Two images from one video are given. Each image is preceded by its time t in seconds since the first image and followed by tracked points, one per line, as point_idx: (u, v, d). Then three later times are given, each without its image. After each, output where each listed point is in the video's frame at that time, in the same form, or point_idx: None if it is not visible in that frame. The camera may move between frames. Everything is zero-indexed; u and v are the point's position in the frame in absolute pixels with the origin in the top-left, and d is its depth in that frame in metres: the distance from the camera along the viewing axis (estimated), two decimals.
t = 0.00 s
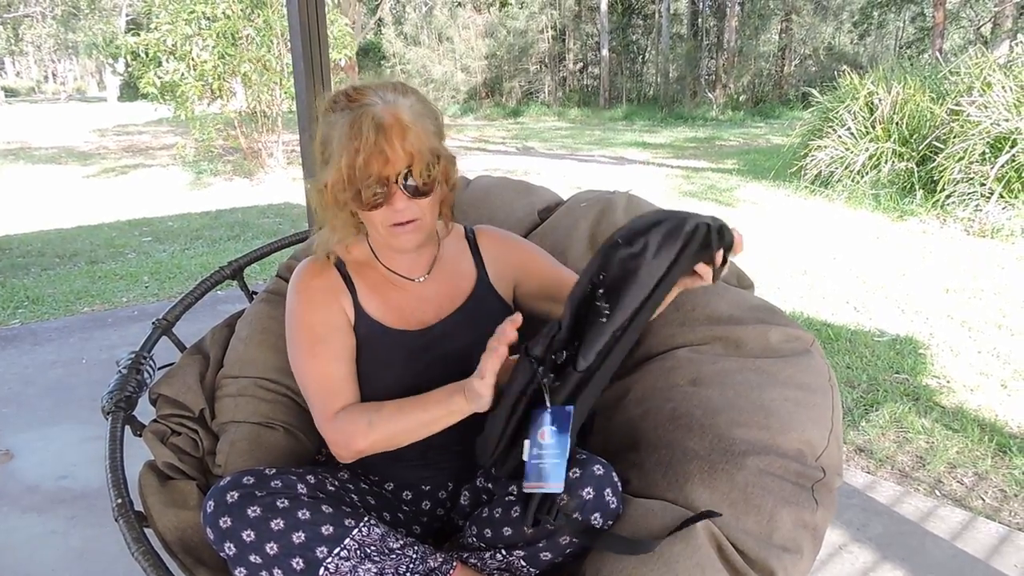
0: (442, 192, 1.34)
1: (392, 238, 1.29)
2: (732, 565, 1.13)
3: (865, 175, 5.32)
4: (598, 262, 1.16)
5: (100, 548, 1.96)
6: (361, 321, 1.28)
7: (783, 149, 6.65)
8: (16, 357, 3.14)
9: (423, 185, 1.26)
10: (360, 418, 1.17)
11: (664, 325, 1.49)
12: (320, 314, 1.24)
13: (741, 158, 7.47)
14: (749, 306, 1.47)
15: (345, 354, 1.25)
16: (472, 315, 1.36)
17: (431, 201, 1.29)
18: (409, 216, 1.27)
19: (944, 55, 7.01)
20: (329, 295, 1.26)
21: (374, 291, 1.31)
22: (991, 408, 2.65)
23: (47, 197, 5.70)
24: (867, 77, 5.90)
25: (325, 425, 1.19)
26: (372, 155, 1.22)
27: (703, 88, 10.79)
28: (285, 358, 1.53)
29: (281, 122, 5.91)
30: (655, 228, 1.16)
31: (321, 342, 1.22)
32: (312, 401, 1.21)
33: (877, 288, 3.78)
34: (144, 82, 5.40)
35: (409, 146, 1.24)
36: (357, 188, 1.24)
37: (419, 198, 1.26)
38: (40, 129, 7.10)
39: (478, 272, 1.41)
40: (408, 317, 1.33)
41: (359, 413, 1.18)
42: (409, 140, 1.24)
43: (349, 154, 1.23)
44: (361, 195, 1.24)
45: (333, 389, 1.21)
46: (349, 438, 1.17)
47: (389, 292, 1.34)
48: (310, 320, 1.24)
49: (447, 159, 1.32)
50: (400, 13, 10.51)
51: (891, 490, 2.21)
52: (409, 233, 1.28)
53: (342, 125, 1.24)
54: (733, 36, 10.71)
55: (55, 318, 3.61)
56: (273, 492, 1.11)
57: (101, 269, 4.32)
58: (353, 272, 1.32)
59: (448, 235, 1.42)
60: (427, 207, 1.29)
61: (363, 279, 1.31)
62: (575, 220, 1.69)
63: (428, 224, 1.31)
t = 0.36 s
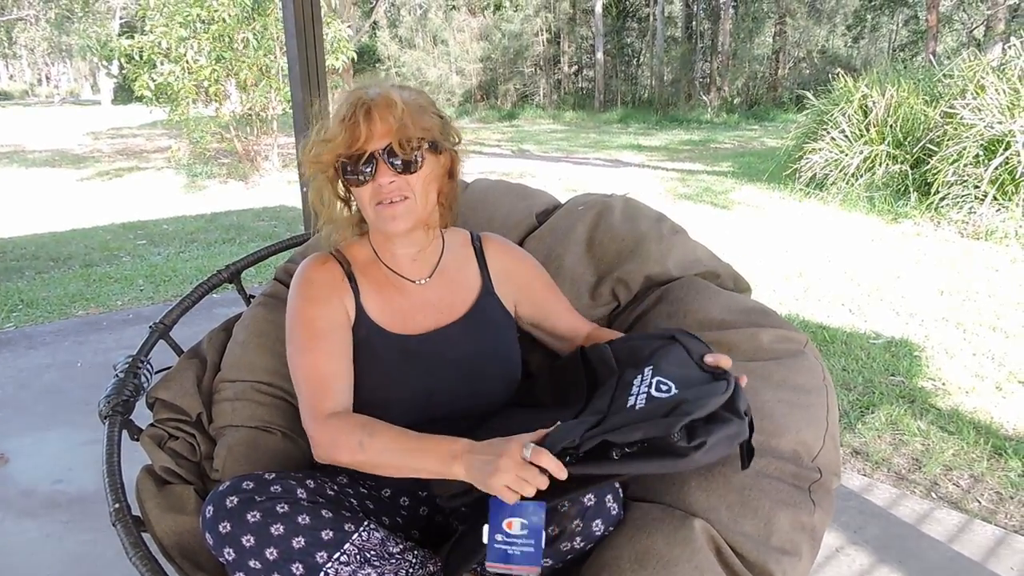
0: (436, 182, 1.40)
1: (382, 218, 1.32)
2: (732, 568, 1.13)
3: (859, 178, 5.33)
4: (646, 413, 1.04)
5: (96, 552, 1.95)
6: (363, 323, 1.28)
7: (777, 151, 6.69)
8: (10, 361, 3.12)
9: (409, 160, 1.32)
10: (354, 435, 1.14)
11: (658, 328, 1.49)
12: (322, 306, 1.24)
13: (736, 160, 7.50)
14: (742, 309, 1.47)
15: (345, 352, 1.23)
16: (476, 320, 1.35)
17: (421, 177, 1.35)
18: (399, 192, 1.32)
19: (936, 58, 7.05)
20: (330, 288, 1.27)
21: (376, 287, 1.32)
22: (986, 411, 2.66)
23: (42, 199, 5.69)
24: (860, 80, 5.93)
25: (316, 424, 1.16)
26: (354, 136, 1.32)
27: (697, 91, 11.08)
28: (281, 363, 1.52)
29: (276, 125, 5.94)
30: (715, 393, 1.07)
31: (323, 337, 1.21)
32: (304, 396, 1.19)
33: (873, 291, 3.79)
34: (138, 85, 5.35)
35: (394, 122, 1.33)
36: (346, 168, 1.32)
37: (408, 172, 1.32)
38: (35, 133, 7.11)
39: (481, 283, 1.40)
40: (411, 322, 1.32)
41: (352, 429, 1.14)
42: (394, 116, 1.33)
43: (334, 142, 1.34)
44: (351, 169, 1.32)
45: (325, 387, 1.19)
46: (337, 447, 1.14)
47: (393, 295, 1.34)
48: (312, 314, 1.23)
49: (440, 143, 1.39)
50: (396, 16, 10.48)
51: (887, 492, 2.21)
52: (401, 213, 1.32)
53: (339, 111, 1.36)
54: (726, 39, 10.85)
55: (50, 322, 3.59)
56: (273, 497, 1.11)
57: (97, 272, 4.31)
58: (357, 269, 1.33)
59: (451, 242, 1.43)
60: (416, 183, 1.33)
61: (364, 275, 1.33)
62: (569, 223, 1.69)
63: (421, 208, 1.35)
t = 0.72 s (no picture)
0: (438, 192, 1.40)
1: (386, 224, 1.31)
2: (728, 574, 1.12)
3: (855, 183, 5.34)
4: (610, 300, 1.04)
5: (88, 553, 1.94)
6: (347, 318, 1.28)
7: (774, 156, 6.71)
8: (3, 361, 3.11)
9: (427, 177, 1.32)
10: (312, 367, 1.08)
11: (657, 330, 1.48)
12: (306, 292, 1.23)
13: (732, 164, 7.51)
14: (741, 312, 1.47)
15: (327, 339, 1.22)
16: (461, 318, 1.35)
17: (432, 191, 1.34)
18: (409, 204, 1.32)
19: (932, 64, 7.08)
20: (318, 279, 1.26)
21: (363, 283, 1.32)
22: (981, 416, 2.66)
23: (37, 198, 5.67)
24: (856, 85, 5.95)
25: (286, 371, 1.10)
26: (384, 140, 1.29)
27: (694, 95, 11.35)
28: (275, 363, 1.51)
29: (272, 125, 5.94)
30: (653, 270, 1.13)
31: (308, 317, 1.20)
32: (276, 358, 1.14)
33: (869, 295, 3.79)
34: (134, 83, 5.34)
35: (422, 138, 1.31)
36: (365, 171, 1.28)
37: (423, 187, 1.31)
38: (30, 131, 7.12)
39: (464, 276, 1.40)
40: (394, 315, 1.32)
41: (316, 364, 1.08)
42: (424, 132, 1.31)
43: (367, 144, 1.29)
44: (368, 174, 1.28)
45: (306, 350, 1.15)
46: (295, 386, 1.07)
47: (379, 290, 1.34)
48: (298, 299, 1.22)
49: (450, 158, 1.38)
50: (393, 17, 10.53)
51: (882, 497, 2.21)
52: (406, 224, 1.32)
53: (364, 107, 1.30)
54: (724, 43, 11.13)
55: (43, 321, 3.58)
56: (266, 499, 1.10)
57: (91, 272, 4.29)
58: (346, 266, 1.32)
59: (438, 237, 1.43)
60: (427, 197, 1.34)
61: (349, 268, 1.33)
62: (568, 224, 1.69)
63: (424, 217, 1.35)
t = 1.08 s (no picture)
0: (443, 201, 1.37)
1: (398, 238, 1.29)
2: None
3: (852, 185, 5.35)
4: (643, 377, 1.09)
5: (84, 553, 1.93)
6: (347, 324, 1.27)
7: (771, 158, 6.71)
8: None
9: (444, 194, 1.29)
10: (335, 401, 1.08)
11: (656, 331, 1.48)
12: (306, 304, 1.22)
13: (730, 166, 7.50)
14: (740, 312, 1.47)
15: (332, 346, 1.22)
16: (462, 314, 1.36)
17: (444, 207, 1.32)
18: (424, 220, 1.29)
19: (930, 66, 7.08)
20: (316, 290, 1.25)
21: (363, 290, 1.31)
22: (979, 419, 2.66)
23: (33, 198, 5.65)
24: (854, 87, 5.95)
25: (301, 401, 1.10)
26: (411, 161, 1.23)
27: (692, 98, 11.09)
28: (272, 363, 1.51)
29: (269, 126, 5.93)
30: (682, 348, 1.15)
31: (310, 332, 1.19)
32: (287, 383, 1.15)
33: (867, 298, 3.79)
34: (131, 84, 5.35)
35: (446, 157, 1.27)
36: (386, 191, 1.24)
37: (439, 205, 1.29)
38: (27, 131, 7.10)
39: (463, 278, 1.41)
40: (396, 316, 1.32)
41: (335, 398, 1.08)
42: (448, 151, 1.27)
43: (394, 164, 1.22)
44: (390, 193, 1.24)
45: (312, 369, 1.15)
46: (315, 422, 1.07)
47: (380, 296, 1.33)
48: (298, 313, 1.21)
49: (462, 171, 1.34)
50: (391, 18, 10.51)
51: (880, 500, 2.21)
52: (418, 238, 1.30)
53: (389, 122, 1.22)
54: (721, 45, 11.12)
55: (39, 321, 3.56)
56: (263, 501, 1.10)
57: (87, 272, 4.27)
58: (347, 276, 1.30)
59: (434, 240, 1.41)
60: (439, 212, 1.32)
61: (348, 275, 1.31)
62: (566, 226, 1.69)
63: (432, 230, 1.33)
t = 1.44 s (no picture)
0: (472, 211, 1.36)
1: (427, 242, 1.27)
2: None
3: (850, 187, 5.37)
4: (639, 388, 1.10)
5: (82, 553, 1.93)
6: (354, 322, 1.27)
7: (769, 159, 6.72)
8: None
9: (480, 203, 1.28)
10: (338, 393, 1.09)
11: (655, 332, 1.48)
12: (318, 297, 1.23)
13: (728, 167, 7.51)
14: (739, 314, 1.46)
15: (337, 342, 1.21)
16: (470, 322, 1.35)
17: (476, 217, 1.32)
18: (455, 226, 1.28)
19: (927, 68, 7.09)
20: (328, 281, 1.25)
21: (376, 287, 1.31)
22: (975, 420, 2.67)
23: (29, 199, 5.64)
24: (851, 89, 5.96)
25: (302, 389, 1.10)
26: (454, 163, 1.23)
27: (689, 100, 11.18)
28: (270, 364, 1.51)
29: (267, 127, 5.92)
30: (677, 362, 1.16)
31: (318, 322, 1.20)
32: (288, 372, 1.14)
33: (863, 299, 3.80)
34: (128, 85, 5.33)
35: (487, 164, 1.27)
36: (424, 192, 1.23)
37: (473, 214, 1.29)
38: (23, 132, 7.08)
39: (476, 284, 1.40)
40: (406, 320, 1.31)
41: (338, 393, 1.08)
42: (489, 160, 1.27)
43: (442, 165, 1.22)
44: (428, 194, 1.23)
45: (317, 361, 1.15)
46: (316, 411, 1.07)
47: (392, 297, 1.32)
48: (306, 302, 1.21)
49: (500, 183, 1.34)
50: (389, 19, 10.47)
51: (877, 501, 2.21)
52: (445, 245, 1.29)
53: (435, 124, 1.23)
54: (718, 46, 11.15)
55: (36, 322, 3.56)
56: (259, 503, 1.10)
57: (84, 272, 4.27)
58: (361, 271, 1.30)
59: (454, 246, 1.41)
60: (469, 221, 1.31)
61: (363, 272, 1.31)
62: (567, 226, 1.69)
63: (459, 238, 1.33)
